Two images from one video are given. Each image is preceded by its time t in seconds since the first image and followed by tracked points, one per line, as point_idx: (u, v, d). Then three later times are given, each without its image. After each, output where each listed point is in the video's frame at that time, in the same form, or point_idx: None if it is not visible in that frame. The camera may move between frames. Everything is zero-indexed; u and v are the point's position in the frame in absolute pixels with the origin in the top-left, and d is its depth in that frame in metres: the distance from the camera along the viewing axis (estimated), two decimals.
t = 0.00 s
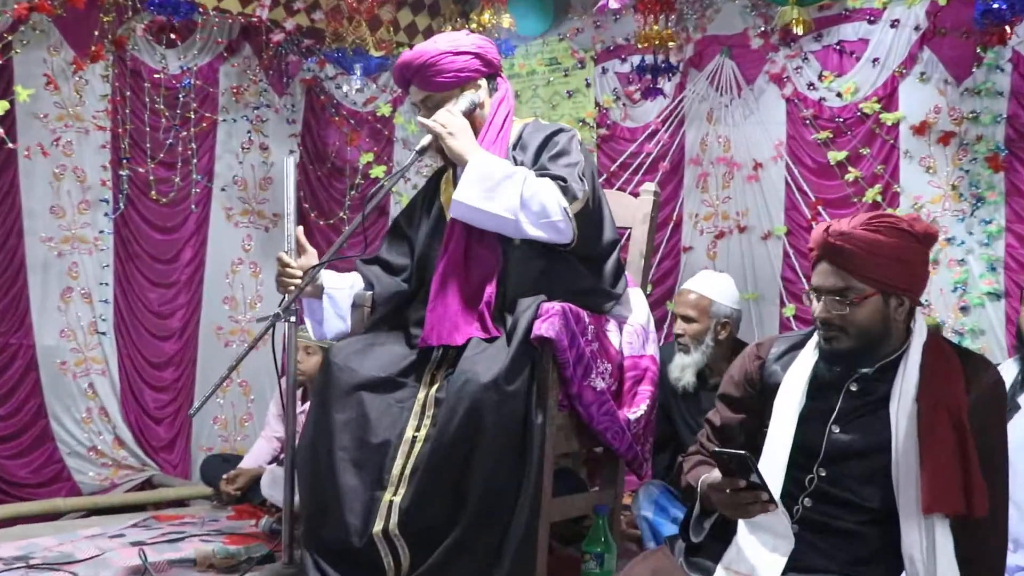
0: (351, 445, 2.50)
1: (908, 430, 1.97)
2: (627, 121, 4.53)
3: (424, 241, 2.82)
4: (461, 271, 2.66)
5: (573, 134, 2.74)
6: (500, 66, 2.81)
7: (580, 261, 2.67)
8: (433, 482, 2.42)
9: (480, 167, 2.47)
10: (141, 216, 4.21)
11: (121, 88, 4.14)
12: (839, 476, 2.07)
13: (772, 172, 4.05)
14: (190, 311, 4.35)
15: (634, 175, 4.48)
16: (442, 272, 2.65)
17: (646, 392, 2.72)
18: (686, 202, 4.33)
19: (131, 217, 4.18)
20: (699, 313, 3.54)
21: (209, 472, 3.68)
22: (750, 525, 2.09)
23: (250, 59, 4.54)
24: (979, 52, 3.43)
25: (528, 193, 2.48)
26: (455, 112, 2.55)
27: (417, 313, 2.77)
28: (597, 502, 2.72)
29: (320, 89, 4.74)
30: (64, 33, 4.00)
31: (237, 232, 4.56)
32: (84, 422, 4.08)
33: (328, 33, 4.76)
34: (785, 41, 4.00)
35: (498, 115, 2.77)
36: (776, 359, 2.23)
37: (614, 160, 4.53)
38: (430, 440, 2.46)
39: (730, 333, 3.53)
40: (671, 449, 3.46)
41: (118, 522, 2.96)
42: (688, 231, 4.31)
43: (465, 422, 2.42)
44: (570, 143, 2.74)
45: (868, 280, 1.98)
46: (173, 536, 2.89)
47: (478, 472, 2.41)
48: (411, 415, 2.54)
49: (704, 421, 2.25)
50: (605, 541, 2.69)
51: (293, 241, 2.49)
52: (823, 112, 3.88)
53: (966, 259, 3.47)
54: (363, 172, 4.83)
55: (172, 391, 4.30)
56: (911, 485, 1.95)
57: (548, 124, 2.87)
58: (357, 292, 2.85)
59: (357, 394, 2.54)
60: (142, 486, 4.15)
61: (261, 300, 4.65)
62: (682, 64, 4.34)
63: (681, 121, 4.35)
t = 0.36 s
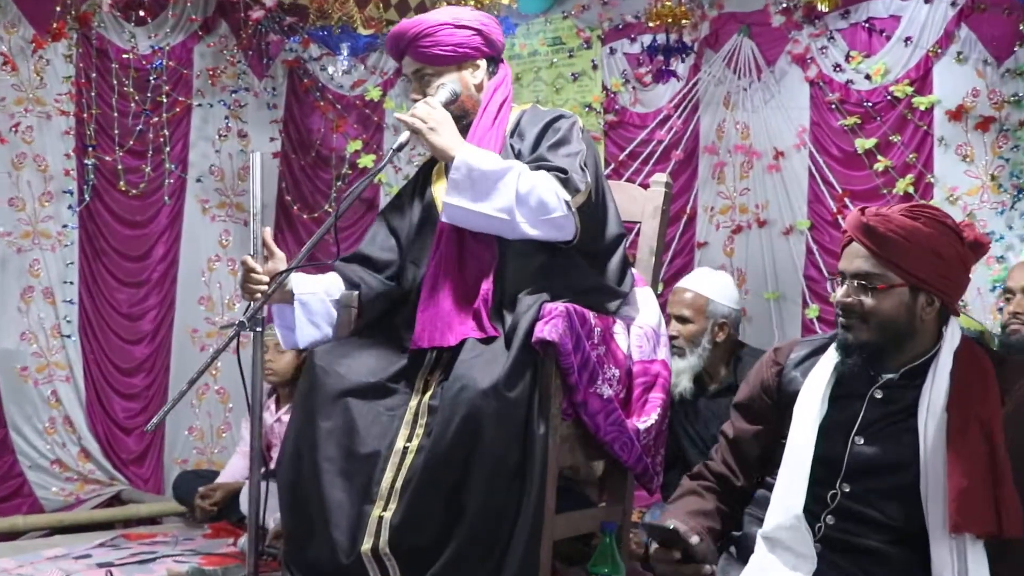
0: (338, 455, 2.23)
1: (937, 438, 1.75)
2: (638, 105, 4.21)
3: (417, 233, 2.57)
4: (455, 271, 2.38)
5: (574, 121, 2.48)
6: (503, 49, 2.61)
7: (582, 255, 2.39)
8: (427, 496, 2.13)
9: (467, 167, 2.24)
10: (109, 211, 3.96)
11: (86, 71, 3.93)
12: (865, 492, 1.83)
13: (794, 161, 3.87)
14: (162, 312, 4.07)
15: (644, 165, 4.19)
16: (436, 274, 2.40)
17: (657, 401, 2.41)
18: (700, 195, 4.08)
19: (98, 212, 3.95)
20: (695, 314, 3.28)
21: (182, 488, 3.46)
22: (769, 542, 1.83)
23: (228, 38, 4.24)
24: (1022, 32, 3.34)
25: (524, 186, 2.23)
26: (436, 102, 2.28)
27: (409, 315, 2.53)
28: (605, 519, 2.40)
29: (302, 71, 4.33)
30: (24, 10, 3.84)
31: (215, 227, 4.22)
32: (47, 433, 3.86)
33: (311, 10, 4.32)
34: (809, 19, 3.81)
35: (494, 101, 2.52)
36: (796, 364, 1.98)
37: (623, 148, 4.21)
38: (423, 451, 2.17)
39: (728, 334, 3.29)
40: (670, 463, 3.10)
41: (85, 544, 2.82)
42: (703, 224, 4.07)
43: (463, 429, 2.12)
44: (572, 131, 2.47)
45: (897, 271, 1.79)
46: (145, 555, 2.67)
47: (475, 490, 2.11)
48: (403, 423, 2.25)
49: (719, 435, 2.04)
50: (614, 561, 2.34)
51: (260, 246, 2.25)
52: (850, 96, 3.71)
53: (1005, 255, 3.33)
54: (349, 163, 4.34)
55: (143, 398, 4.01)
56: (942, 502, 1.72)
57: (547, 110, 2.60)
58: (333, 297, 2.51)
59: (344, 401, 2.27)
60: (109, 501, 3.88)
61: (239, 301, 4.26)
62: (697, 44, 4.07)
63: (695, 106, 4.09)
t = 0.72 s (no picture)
0: (335, 457, 2.19)
1: (938, 441, 1.69)
2: (640, 102, 4.17)
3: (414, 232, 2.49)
4: (455, 272, 2.33)
5: (583, 125, 2.40)
6: (515, 44, 2.57)
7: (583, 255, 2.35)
8: (425, 499, 2.08)
9: (477, 166, 2.18)
10: (103, 210, 3.93)
11: (80, 67, 3.89)
12: (866, 494, 1.77)
13: (798, 160, 3.83)
14: (157, 312, 4.03)
15: (647, 164, 4.15)
16: (435, 274, 2.34)
17: (659, 402, 2.37)
18: (702, 194, 4.04)
19: (93, 212, 3.90)
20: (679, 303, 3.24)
21: (177, 493, 3.43)
22: (771, 545, 1.76)
23: (223, 35, 4.22)
24: None
25: (533, 192, 2.17)
26: (445, 101, 2.23)
27: (407, 316, 2.48)
28: (606, 520, 2.36)
29: (300, 68, 4.30)
30: (17, 8, 3.77)
31: (211, 227, 4.20)
32: (40, 435, 3.81)
33: (308, 7, 4.26)
34: (813, 15, 3.77)
35: (500, 98, 2.48)
36: (799, 362, 1.92)
37: (624, 146, 4.17)
38: (422, 452, 2.12)
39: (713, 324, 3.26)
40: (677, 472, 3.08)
41: (78, 548, 2.78)
42: (705, 223, 4.04)
43: (462, 431, 2.06)
44: (580, 134, 2.40)
45: (900, 271, 1.74)
46: (139, 559, 2.63)
47: (473, 491, 2.06)
48: (400, 424, 2.21)
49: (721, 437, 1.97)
50: (615, 563, 2.29)
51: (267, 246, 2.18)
52: (855, 93, 3.67)
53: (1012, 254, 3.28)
54: (347, 162, 4.30)
55: (138, 400, 3.97)
56: (940, 505, 1.66)
57: (554, 112, 2.53)
58: (338, 293, 2.48)
59: (340, 402, 2.23)
60: (103, 504, 3.84)
61: (235, 301, 4.25)
62: (698, 40, 4.04)
63: (698, 103, 4.06)
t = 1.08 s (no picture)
0: (339, 456, 2.19)
1: (926, 440, 1.68)
2: (640, 102, 4.17)
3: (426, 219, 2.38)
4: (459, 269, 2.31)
5: (603, 133, 2.35)
6: (545, 44, 2.56)
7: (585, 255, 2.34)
8: (427, 499, 2.08)
9: (484, 170, 2.16)
10: (103, 210, 3.92)
11: (79, 67, 3.88)
12: (864, 493, 1.76)
13: (798, 160, 3.83)
14: (157, 312, 4.03)
15: (647, 164, 4.14)
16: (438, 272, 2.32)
17: (661, 402, 2.35)
18: (702, 194, 4.06)
19: (93, 211, 3.90)
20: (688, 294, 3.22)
21: (177, 494, 3.42)
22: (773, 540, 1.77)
23: (223, 34, 4.20)
24: None
25: (541, 198, 2.15)
26: (446, 105, 2.24)
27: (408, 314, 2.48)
28: (607, 520, 2.35)
29: (300, 68, 4.30)
30: (16, 7, 3.76)
31: (211, 226, 4.20)
32: (40, 435, 3.81)
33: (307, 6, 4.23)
34: (813, 15, 3.77)
35: (524, 96, 2.45)
36: (798, 359, 1.91)
37: (624, 146, 4.17)
38: (426, 450, 2.12)
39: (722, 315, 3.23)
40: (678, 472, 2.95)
41: (78, 548, 2.78)
42: (705, 223, 4.04)
43: (463, 431, 2.07)
44: (598, 142, 2.35)
45: (910, 264, 1.75)
46: (140, 559, 2.63)
47: (474, 491, 2.05)
48: (404, 422, 2.21)
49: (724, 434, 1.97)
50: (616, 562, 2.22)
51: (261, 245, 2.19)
52: (855, 93, 3.67)
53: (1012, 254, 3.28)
54: (347, 159, 4.35)
55: (138, 400, 3.98)
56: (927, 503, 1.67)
57: (577, 116, 2.48)
58: (342, 290, 2.46)
59: (344, 400, 2.22)
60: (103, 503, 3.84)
61: (235, 301, 4.26)
62: (698, 40, 4.04)
63: (698, 103, 4.07)
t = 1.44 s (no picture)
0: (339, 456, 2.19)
1: (918, 443, 1.68)
2: (640, 102, 4.16)
3: (426, 218, 2.39)
4: (459, 270, 2.30)
5: (606, 137, 2.35)
6: (551, 43, 2.55)
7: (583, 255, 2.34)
8: (426, 499, 2.08)
9: (487, 173, 2.15)
10: (103, 210, 3.92)
11: (79, 67, 3.88)
12: (861, 494, 1.76)
13: (797, 160, 3.83)
14: (157, 312, 4.04)
15: (647, 163, 4.14)
16: (438, 276, 2.30)
17: (660, 403, 2.34)
18: (702, 194, 4.06)
19: (92, 212, 3.90)
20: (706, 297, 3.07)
21: (177, 494, 3.42)
22: (768, 542, 1.76)
23: (223, 34, 4.20)
24: None
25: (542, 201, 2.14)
26: (450, 105, 2.20)
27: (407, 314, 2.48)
28: (607, 520, 2.35)
29: (299, 68, 4.30)
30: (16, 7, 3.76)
31: (211, 226, 4.20)
32: (39, 435, 3.80)
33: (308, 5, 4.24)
34: (813, 15, 3.77)
35: (527, 96, 2.45)
36: (791, 360, 1.91)
37: (624, 146, 4.16)
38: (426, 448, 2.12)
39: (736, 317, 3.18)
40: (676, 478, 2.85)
41: (78, 548, 2.78)
42: (705, 223, 4.04)
43: (463, 431, 2.06)
44: (601, 145, 2.35)
45: (892, 270, 1.73)
46: (139, 559, 2.63)
47: (475, 491, 2.05)
48: (404, 421, 2.21)
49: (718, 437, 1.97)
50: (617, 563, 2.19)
51: (264, 246, 2.18)
52: (855, 93, 3.67)
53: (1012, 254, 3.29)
54: (346, 160, 4.34)
55: (137, 400, 3.98)
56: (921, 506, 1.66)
57: (582, 117, 2.47)
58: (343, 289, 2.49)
59: (343, 400, 2.22)
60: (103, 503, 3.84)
61: (235, 301, 4.27)
62: (698, 40, 4.04)
63: (698, 103, 4.07)
